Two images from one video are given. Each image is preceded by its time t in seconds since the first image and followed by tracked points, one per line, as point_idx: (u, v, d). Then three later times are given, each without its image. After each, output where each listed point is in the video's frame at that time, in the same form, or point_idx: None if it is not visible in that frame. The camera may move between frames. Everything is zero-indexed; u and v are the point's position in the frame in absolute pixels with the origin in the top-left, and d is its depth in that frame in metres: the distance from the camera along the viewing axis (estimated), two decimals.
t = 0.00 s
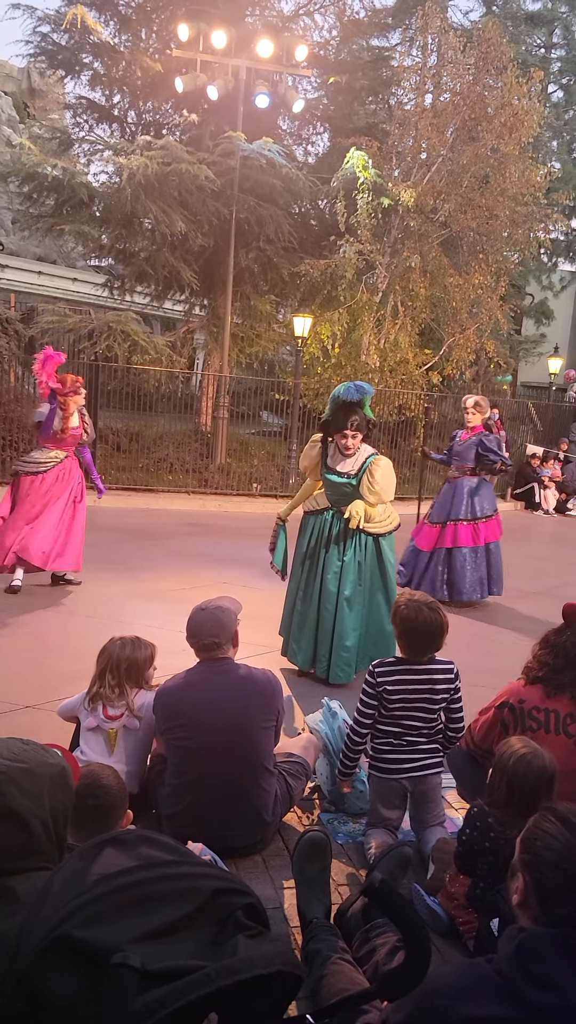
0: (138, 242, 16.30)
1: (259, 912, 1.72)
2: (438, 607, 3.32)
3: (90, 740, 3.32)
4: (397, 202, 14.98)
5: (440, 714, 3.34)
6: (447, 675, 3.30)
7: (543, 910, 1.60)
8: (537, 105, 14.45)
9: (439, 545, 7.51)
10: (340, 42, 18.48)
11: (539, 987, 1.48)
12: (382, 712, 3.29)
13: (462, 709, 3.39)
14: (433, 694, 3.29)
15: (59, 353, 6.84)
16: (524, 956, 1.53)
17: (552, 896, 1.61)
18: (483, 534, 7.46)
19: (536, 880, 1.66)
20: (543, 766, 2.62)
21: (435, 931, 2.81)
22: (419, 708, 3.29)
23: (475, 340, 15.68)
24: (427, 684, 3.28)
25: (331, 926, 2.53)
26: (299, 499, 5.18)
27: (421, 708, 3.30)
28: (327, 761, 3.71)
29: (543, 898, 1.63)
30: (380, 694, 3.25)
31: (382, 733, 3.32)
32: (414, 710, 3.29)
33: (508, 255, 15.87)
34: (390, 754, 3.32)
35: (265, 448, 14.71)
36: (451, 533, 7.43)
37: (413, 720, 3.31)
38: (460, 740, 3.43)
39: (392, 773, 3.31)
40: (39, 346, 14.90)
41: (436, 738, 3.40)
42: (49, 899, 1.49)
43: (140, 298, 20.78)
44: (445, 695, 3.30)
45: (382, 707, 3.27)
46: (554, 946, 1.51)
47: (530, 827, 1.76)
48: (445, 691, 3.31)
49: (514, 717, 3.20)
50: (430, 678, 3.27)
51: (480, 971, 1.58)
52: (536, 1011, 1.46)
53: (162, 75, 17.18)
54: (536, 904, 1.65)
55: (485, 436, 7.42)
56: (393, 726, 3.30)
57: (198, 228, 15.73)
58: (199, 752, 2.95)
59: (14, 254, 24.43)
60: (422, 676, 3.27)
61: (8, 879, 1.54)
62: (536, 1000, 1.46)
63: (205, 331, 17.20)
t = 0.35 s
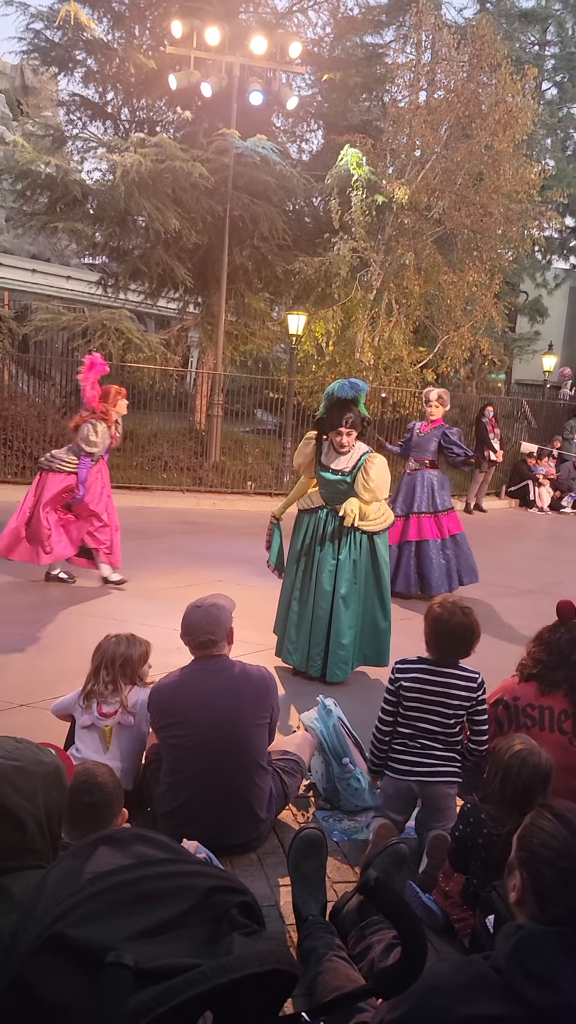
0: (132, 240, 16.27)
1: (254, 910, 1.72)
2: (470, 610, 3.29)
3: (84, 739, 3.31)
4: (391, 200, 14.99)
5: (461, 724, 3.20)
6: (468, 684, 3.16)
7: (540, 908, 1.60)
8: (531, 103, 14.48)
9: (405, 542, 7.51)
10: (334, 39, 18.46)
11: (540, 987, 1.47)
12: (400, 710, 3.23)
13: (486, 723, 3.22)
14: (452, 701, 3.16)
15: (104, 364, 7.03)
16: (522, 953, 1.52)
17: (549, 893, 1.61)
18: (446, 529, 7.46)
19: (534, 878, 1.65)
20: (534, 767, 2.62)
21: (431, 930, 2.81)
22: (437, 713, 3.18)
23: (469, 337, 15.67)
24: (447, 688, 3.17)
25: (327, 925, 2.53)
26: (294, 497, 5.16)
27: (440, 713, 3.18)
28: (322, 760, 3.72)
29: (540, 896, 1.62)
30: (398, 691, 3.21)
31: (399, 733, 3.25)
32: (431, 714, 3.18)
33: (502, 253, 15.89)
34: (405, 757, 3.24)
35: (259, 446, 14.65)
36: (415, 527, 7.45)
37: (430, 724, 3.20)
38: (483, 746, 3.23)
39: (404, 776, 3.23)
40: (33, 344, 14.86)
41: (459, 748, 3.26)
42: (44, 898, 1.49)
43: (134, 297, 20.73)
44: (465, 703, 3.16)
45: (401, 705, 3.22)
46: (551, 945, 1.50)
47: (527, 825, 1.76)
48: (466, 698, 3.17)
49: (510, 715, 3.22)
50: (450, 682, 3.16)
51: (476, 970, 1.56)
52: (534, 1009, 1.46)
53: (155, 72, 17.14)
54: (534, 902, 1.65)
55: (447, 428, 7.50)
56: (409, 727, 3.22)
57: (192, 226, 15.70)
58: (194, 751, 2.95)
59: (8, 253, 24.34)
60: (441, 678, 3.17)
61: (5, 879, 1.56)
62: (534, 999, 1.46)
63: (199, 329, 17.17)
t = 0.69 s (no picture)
0: (129, 239, 16.25)
1: (251, 908, 1.73)
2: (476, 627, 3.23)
3: (84, 740, 3.30)
4: (389, 198, 14.98)
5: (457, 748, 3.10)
6: (466, 707, 3.07)
7: (542, 905, 1.60)
8: (528, 101, 14.48)
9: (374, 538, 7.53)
10: (331, 37, 18.47)
11: (541, 984, 1.46)
12: (395, 728, 3.15)
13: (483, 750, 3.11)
14: (448, 723, 3.07)
15: (151, 368, 7.07)
16: (523, 950, 1.51)
17: (552, 891, 1.62)
18: (416, 527, 7.54)
19: (535, 876, 1.66)
20: (535, 763, 2.61)
21: (429, 928, 2.81)
22: (432, 735, 3.09)
23: (467, 336, 15.67)
24: (443, 710, 3.08)
25: (325, 922, 2.53)
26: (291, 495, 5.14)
27: (435, 736, 3.09)
28: (320, 758, 3.71)
29: (544, 894, 1.63)
30: (394, 707, 3.13)
31: (393, 752, 3.18)
32: (426, 736, 3.09)
33: (500, 252, 15.88)
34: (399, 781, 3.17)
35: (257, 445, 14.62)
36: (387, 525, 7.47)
37: (425, 745, 3.11)
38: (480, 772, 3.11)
39: (396, 797, 3.15)
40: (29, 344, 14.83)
41: (454, 772, 3.16)
42: (40, 895, 1.49)
43: (131, 296, 20.71)
44: (461, 727, 3.07)
45: (396, 723, 3.14)
46: (553, 943, 1.50)
47: (529, 822, 1.76)
48: (462, 722, 3.08)
49: (507, 712, 3.20)
50: (447, 703, 3.07)
51: (477, 966, 1.55)
52: (536, 1005, 1.44)
53: (152, 71, 17.12)
54: (536, 898, 1.65)
55: (419, 426, 7.46)
56: (402, 747, 3.14)
57: (189, 225, 15.69)
58: (192, 751, 2.94)
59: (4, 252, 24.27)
60: (439, 699, 3.09)
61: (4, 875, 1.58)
62: (537, 995, 1.44)
63: (197, 329, 17.16)
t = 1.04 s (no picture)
0: (128, 237, 16.23)
1: (253, 906, 1.72)
2: (465, 643, 3.19)
3: (84, 739, 3.31)
4: (388, 195, 14.96)
5: (448, 768, 3.08)
6: (458, 727, 3.04)
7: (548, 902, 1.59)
8: (528, 97, 14.45)
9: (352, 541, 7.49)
10: (330, 34, 18.43)
11: (547, 981, 1.45)
12: (386, 750, 3.14)
13: (478, 768, 3.08)
14: (439, 743, 3.05)
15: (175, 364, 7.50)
16: (528, 946, 1.50)
17: (557, 889, 1.61)
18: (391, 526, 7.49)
19: (541, 873, 1.64)
20: (546, 766, 2.55)
21: (432, 925, 2.82)
22: (423, 755, 3.07)
23: (467, 332, 15.63)
24: (434, 731, 3.06)
25: (329, 920, 2.53)
26: (291, 492, 5.10)
27: (426, 756, 3.08)
28: (322, 755, 3.72)
29: (550, 891, 1.62)
30: (384, 729, 3.13)
31: (386, 774, 3.17)
32: (417, 757, 3.08)
33: (500, 248, 15.82)
34: (393, 802, 3.15)
35: (258, 442, 14.61)
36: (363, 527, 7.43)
37: (416, 766, 3.09)
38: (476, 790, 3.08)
39: (392, 818, 3.14)
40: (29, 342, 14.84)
41: (449, 794, 3.13)
42: (43, 895, 1.48)
43: (131, 294, 20.71)
44: (452, 746, 3.05)
45: (387, 745, 3.13)
46: (557, 938, 1.48)
47: (534, 817, 1.75)
48: (453, 740, 3.06)
49: (509, 710, 3.20)
50: (439, 722, 3.06)
51: (482, 964, 1.54)
52: (541, 1002, 1.44)
53: (151, 68, 17.09)
54: (542, 895, 1.64)
55: (393, 420, 7.29)
56: (395, 767, 3.13)
57: (189, 223, 15.67)
58: (194, 748, 2.94)
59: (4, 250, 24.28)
60: (429, 718, 3.08)
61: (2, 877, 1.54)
62: (542, 991, 1.44)
63: (197, 327, 17.14)
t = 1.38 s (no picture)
0: (130, 236, 16.22)
1: (259, 904, 1.72)
2: (464, 639, 3.19)
3: (88, 738, 3.30)
4: (390, 192, 14.93)
5: (455, 762, 3.08)
6: (462, 717, 3.06)
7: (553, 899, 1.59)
8: (529, 92, 14.41)
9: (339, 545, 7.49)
10: (330, 31, 18.39)
11: (554, 977, 1.45)
12: (393, 744, 3.16)
13: (485, 762, 3.07)
14: (444, 736, 3.06)
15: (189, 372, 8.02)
16: (533, 942, 1.50)
17: (563, 886, 1.61)
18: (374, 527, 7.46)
19: (547, 869, 1.64)
20: (557, 765, 2.53)
21: (438, 922, 2.83)
22: (430, 749, 3.08)
23: (469, 329, 15.58)
24: (439, 724, 3.07)
25: (334, 917, 2.53)
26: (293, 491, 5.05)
27: (433, 750, 3.08)
28: (327, 753, 3.72)
29: (555, 887, 1.62)
30: (390, 724, 3.14)
31: (393, 767, 3.17)
32: (424, 750, 3.09)
33: (502, 244, 15.77)
34: (398, 794, 3.16)
35: (260, 441, 14.59)
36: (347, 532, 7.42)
37: (423, 760, 3.09)
38: (484, 786, 3.06)
39: (397, 811, 3.15)
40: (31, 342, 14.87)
41: (455, 789, 3.13)
42: (48, 895, 1.49)
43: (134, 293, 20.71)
44: (458, 739, 3.05)
45: (394, 738, 3.15)
46: (563, 935, 1.49)
47: (539, 814, 1.75)
48: (460, 733, 3.07)
49: (514, 705, 3.19)
50: (445, 716, 3.06)
51: (487, 960, 1.54)
52: (546, 999, 1.44)
53: (152, 66, 17.10)
54: (547, 891, 1.64)
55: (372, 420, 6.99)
56: (401, 761, 3.13)
57: (190, 221, 15.67)
58: (200, 746, 2.94)
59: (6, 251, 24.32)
60: (435, 713, 3.08)
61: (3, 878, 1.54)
62: (551, 987, 1.44)
63: (199, 325, 17.14)
